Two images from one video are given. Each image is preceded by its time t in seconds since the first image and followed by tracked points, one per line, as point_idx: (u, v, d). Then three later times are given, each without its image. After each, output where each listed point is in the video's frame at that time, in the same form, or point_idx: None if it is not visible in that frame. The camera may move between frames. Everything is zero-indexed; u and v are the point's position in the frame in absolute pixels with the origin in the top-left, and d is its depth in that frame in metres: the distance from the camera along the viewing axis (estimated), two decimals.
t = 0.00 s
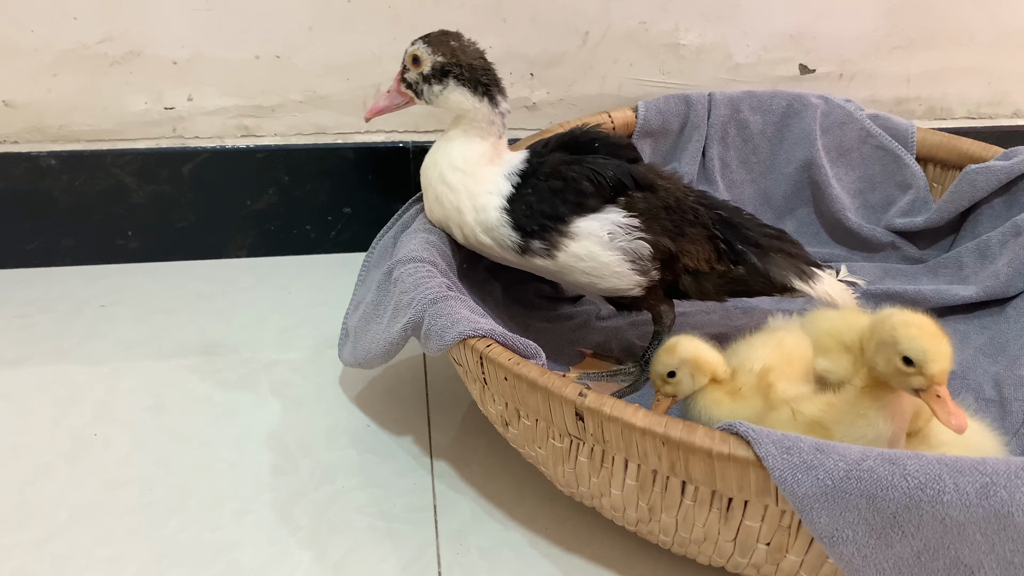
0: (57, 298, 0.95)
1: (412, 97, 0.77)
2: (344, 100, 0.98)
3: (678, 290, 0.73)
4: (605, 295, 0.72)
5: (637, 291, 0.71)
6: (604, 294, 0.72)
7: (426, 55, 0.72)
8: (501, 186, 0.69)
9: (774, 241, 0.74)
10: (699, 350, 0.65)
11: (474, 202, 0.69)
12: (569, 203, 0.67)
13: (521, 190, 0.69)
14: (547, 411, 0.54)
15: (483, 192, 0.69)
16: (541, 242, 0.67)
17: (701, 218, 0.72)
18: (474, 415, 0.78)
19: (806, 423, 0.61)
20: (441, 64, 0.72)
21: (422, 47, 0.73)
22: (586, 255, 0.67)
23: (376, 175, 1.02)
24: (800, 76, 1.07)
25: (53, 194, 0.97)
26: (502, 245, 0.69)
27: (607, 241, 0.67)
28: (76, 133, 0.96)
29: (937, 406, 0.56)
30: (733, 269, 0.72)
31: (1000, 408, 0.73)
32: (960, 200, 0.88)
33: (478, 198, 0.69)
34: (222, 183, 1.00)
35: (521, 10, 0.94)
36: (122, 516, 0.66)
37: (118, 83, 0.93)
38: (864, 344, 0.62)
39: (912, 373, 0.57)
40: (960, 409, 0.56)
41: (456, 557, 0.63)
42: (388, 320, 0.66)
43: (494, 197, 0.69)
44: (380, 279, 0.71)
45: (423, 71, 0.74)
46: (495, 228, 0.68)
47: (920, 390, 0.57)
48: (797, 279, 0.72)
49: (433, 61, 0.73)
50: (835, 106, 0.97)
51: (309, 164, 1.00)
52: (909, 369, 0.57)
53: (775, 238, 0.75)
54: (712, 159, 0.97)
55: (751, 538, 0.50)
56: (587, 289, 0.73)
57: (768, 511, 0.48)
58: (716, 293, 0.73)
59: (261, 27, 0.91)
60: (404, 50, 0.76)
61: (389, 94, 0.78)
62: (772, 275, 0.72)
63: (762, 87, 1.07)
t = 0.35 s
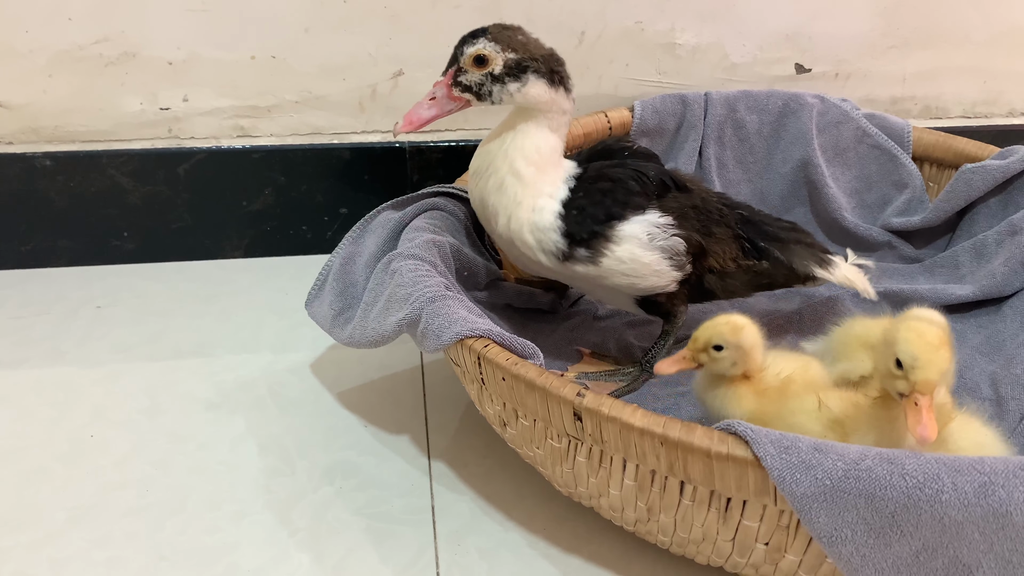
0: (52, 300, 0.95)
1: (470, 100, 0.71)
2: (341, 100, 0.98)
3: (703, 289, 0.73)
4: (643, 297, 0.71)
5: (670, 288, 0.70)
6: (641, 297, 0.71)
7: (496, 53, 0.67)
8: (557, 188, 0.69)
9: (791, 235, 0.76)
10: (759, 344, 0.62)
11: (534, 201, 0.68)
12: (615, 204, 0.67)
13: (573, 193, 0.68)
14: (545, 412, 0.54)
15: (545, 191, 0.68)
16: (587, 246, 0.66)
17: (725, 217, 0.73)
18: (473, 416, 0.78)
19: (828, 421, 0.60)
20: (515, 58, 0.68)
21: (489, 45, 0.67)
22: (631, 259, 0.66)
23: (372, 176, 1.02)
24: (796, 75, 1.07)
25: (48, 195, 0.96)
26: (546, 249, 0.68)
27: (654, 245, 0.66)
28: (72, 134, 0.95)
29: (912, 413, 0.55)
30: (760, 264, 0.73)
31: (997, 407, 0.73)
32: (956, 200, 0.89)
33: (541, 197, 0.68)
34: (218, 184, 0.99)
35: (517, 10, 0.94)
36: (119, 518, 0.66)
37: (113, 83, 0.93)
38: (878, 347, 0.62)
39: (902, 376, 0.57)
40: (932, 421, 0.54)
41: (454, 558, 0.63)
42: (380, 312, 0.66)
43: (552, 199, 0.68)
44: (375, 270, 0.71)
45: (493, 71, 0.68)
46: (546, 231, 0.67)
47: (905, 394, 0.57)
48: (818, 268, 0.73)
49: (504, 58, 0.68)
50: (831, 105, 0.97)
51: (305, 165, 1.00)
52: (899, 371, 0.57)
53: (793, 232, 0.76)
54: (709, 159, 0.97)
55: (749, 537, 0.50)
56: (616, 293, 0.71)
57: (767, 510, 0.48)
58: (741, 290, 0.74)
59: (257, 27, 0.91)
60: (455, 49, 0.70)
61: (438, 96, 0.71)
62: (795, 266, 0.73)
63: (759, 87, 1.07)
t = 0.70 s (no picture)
0: (46, 300, 0.94)
1: (383, 129, 0.71)
2: (335, 100, 0.98)
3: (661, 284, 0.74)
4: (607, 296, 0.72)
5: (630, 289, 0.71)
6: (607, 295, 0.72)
7: (402, 82, 0.67)
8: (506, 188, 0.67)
9: (741, 228, 0.75)
10: (780, 322, 0.64)
11: (473, 207, 0.66)
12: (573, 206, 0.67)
13: (522, 195, 0.67)
14: (538, 411, 0.54)
15: (481, 196, 0.66)
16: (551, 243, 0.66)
17: (678, 208, 0.73)
18: (467, 416, 0.78)
19: (806, 419, 0.62)
20: (424, 88, 0.68)
21: (396, 75, 0.68)
22: (597, 250, 0.66)
23: (367, 175, 1.02)
24: (791, 74, 1.07)
25: (42, 195, 0.96)
26: (505, 247, 0.67)
27: (615, 237, 0.67)
28: (66, 135, 0.95)
29: (879, 407, 0.55)
30: (711, 254, 0.73)
31: (991, 405, 0.73)
32: (950, 199, 0.88)
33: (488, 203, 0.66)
34: (213, 184, 0.99)
35: (511, 10, 0.94)
36: (112, 519, 0.66)
37: (107, 83, 0.93)
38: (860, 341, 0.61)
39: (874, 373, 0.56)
40: (898, 416, 0.54)
41: (448, 557, 0.63)
42: (372, 308, 0.66)
43: (495, 201, 0.66)
44: (368, 265, 0.70)
45: (403, 101, 0.69)
46: (501, 232, 0.66)
47: (877, 388, 0.56)
48: (767, 262, 0.73)
49: (411, 88, 0.68)
50: (826, 104, 0.97)
51: (300, 165, 1.00)
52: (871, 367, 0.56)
53: (743, 224, 0.75)
54: (703, 158, 0.97)
55: (742, 537, 0.50)
56: (586, 289, 0.72)
57: (759, 510, 0.48)
58: (697, 279, 0.75)
59: (251, 27, 0.91)
60: (367, 80, 0.71)
61: (348, 127, 0.72)
62: (745, 258, 0.73)
63: (754, 86, 1.07)
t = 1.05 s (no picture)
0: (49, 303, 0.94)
1: (272, 121, 0.75)
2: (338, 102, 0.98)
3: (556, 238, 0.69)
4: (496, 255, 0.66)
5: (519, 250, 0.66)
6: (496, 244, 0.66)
7: (275, 73, 0.71)
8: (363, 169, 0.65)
9: (665, 181, 0.64)
10: (794, 315, 0.64)
11: (326, 192, 0.65)
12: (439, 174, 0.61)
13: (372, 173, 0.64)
14: (545, 413, 0.54)
15: (334, 179, 0.65)
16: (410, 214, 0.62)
17: (570, 162, 0.67)
18: (472, 417, 0.78)
19: (803, 421, 0.63)
20: (295, 76, 0.71)
21: (270, 67, 0.72)
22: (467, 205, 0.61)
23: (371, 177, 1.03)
24: (792, 76, 1.07)
25: (45, 197, 0.96)
26: (366, 233, 0.66)
27: (485, 187, 0.60)
28: (69, 137, 0.95)
29: (875, 407, 0.55)
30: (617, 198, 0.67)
31: (994, 405, 0.74)
32: (952, 200, 0.89)
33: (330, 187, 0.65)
34: (216, 187, 0.99)
35: (513, 12, 0.95)
36: (118, 522, 0.66)
37: (110, 85, 0.93)
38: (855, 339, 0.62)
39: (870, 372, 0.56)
40: (894, 415, 0.54)
41: (455, 558, 0.63)
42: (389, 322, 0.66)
43: (347, 185, 0.65)
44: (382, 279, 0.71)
45: (279, 91, 0.72)
46: (352, 221, 0.65)
47: (873, 386, 0.56)
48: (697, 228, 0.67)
49: (284, 77, 0.71)
50: (828, 106, 0.98)
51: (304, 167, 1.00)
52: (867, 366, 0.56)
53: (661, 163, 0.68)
54: (706, 160, 0.98)
55: (750, 538, 0.50)
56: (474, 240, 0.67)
57: (767, 511, 0.48)
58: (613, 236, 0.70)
59: (255, 29, 0.91)
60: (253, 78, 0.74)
61: (246, 123, 0.76)
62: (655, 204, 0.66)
63: (755, 88, 1.07)
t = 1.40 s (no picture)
0: (52, 307, 0.95)
1: (235, 164, 0.74)
2: (340, 106, 0.98)
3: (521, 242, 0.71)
4: (440, 267, 0.71)
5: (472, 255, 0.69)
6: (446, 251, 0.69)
7: (234, 117, 0.70)
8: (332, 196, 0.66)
9: (626, 186, 0.68)
10: (804, 314, 0.64)
11: (305, 228, 0.67)
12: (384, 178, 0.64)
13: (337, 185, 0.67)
14: (550, 418, 0.54)
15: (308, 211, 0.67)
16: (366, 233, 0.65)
17: (535, 156, 0.69)
18: (475, 420, 0.79)
19: (806, 424, 0.63)
20: (254, 119, 0.70)
21: (229, 111, 0.71)
22: (413, 211, 0.64)
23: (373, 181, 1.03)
24: (793, 80, 1.08)
25: (48, 201, 0.96)
26: (345, 257, 0.68)
27: (428, 193, 0.64)
28: (73, 142, 0.96)
29: (877, 412, 0.55)
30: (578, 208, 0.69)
31: (995, 408, 0.74)
32: (952, 204, 0.89)
33: (309, 219, 0.67)
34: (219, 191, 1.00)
35: (515, 16, 0.95)
36: (124, 526, 0.66)
37: (114, 90, 0.93)
38: (857, 344, 0.63)
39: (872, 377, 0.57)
40: (895, 421, 0.54)
41: (460, 562, 0.63)
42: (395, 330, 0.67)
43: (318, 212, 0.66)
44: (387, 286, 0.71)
45: (240, 134, 0.71)
46: (327, 246, 0.66)
47: (875, 393, 0.57)
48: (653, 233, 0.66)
49: (244, 120, 0.70)
50: (828, 110, 0.98)
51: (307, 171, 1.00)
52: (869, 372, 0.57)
53: (631, 174, 0.69)
54: (707, 164, 0.98)
55: (754, 542, 0.50)
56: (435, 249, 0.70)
57: (772, 515, 0.48)
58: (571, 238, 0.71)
59: (258, 34, 0.91)
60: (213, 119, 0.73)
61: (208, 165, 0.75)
62: (614, 219, 0.67)
63: (756, 91, 1.07)
